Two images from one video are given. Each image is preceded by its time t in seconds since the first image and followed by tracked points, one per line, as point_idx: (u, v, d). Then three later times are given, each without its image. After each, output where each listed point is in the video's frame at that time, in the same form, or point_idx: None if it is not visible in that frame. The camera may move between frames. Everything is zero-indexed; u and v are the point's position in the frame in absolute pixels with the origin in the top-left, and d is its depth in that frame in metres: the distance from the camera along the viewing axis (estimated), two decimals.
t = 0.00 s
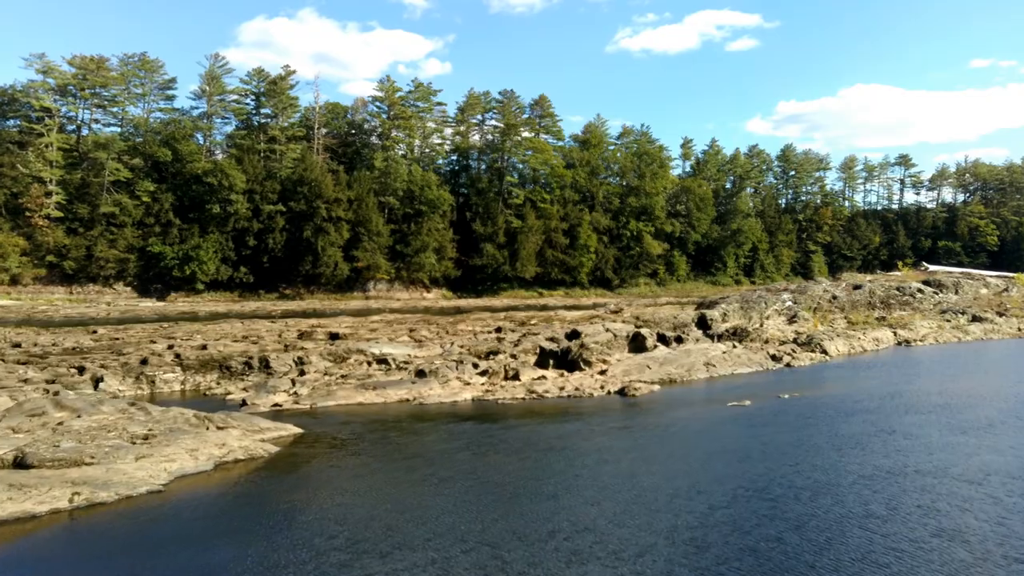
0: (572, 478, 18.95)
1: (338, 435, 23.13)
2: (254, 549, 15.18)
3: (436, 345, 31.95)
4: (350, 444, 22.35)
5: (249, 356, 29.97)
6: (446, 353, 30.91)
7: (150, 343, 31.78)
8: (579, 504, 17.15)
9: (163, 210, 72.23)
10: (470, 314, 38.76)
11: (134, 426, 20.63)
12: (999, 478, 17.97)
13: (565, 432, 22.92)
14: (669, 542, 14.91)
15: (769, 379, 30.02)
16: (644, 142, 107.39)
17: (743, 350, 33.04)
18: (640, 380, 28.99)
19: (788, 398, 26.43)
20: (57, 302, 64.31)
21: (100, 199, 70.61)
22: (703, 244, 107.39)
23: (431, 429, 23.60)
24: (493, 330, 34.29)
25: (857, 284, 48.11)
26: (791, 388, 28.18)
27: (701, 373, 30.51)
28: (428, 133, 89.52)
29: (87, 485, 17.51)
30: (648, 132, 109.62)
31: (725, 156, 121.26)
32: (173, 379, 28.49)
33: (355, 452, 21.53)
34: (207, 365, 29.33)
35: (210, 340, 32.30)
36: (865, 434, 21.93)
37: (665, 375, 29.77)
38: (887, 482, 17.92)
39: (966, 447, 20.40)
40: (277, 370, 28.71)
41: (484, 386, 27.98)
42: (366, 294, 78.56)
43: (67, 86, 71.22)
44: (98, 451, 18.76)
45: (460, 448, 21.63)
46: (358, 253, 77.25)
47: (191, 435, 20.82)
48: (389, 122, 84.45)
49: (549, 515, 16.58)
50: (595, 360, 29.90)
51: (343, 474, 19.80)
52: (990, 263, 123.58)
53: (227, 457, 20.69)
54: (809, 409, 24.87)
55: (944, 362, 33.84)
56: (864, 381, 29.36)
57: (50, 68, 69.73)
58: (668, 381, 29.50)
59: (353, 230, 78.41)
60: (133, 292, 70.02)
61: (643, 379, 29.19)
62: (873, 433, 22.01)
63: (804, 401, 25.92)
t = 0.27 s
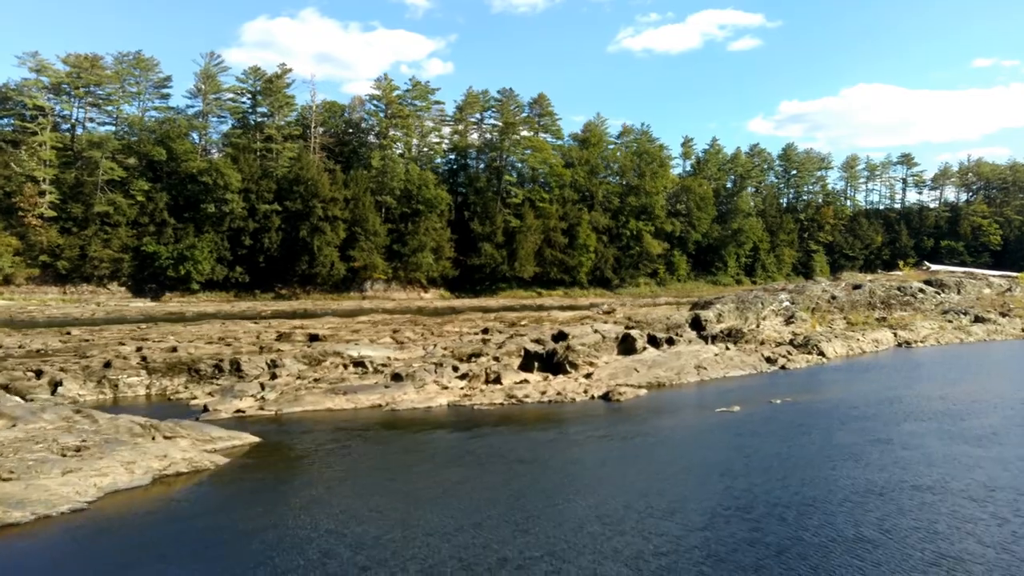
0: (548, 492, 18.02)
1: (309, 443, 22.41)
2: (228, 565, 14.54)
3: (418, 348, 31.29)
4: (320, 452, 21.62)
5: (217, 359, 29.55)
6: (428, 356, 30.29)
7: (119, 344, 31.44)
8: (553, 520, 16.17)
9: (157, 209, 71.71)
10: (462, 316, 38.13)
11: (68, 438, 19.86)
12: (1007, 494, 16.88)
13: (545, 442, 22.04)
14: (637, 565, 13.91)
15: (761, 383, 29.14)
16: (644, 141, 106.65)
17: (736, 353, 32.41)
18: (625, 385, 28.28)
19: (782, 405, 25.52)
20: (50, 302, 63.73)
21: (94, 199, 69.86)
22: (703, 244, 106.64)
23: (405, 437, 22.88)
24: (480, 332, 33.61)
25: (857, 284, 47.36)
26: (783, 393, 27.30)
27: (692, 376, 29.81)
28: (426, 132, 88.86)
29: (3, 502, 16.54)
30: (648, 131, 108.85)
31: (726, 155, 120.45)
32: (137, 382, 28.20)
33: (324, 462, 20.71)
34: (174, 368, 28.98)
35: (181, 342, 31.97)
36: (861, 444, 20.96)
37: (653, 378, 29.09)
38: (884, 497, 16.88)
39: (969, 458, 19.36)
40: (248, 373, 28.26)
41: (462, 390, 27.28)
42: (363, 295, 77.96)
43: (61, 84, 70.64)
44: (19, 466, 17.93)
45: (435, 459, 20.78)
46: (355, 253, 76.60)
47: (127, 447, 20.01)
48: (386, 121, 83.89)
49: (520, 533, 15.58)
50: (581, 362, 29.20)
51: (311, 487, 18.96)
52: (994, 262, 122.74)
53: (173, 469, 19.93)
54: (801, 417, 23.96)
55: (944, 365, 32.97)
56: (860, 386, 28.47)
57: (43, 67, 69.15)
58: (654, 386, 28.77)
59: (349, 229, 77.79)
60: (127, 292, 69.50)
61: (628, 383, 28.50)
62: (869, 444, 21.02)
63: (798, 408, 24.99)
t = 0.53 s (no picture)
0: (522, 511, 17.19)
1: (277, 453, 21.75)
2: None
3: (398, 352, 30.69)
4: (288, 463, 20.94)
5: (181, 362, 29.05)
6: (407, 359, 29.61)
7: (84, 348, 30.97)
8: (524, 543, 15.34)
9: (152, 209, 71.10)
10: (453, 317, 37.39)
11: None
12: (1010, 516, 15.95)
13: (524, 453, 21.24)
14: None
15: (753, 388, 28.34)
16: (644, 140, 105.88)
17: (727, 355, 31.80)
18: (609, 389, 27.68)
19: (774, 412, 24.68)
20: (43, 302, 63.10)
21: (88, 198, 69.12)
22: (704, 244, 105.86)
23: (376, 446, 22.20)
24: (464, 333, 32.98)
25: (856, 284, 46.59)
26: (776, 400, 26.46)
27: (680, 380, 29.21)
28: (424, 131, 88.16)
29: None
30: (648, 129, 108.08)
31: (726, 154, 119.63)
32: (98, 388, 27.76)
33: (293, 476, 19.95)
34: (138, 372, 28.51)
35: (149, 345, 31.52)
36: (856, 456, 20.12)
37: (638, 382, 28.48)
38: (877, 520, 15.99)
39: (969, 474, 18.46)
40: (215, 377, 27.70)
41: (437, 396, 26.63)
42: (359, 295, 77.31)
43: (55, 82, 70.03)
44: None
45: (408, 472, 20.01)
46: (352, 253, 75.95)
47: (52, 461, 18.99)
48: (383, 119, 83.30)
49: (485, 558, 14.73)
50: (565, 366, 28.59)
51: (274, 505, 18.15)
52: (997, 262, 121.86)
53: (103, 485, 18.96)
54: (794, 426, 23.12)
55: (942, 367, 32.16)
56: (855, 391, 27.65)
57: (36, 65, 68.52)
58: (640, 391, 28.18)
59: (345, 228, 77.13)
60: (121, 292, 68.90)
61: (612, 388, 27.90)
62: (864, 456, 20.17)
63: (790, 417, 24.15)
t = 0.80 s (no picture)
0: (488, 526, 16.23)
1: (241, 461, 21.04)
2: None
3: (376, 357, 30.11)
4: (251, 471, 20.20)
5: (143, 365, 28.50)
6: (382, 364, 29.02)
7: (46, 350, 30.47)
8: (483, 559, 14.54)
9: (146, 208, 70.55)
10: (440, 320, 37.23)
11: None
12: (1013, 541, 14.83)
13: (499, 463, 20.31)
14: None
15: (743, 396, 27.41)
16: (644, 139, 105.14)
17: (716, 358, 31.30)
18: (591, 395, 27.08)
19: (763, 422, 23.71)
20: (35, 302, 62.53)
21: (81, 197, 68.52)
22: (704, 244, 105.11)
23: (345, 454, 21.46)
24: (448, 335, 32.53)
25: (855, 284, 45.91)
26: (766, 408, 25.52)
27: (666, 386, 28.67)
28: (422, 130, 87.51)
29: None
30: (648, 129, 107.34)
31: (728, 153, 118.85)
32: (53, 393, 27.24)
33: (256, 486, 19.12)
34: (97, 376, 27.98)
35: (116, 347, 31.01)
36: (846, 470, 19.13)
37: (622, 387, 27.91)
38: (866, 542, 14.95)
39: (967, 491, 17.40)
40: (179, 383, 27.09)
41: (409, 403, 25.94)
42: (356, 295, 76.71)
43: (48, 81, 69.47)
44: None
45: (375, 484, 19.12)
46: (348, 253, 75.37)
47: None
48: (381, 118, 82.74)
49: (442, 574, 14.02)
50: (548, 370, 28.07)
51: (223, 516, 17.30)
52: (1000, 262, 120.91)
53: (20, 504, 17.57)
54: (783, 437, 22.14)
55: (940, 372, 31.21)
56: (849, 398, 26.72)
57: (30, 63, 67.99)
58: (623, 396, 27.62)
59: (342, 228, 76.50)
60: (115, 292, 68.34)
61: (595, 393, 27.31)
62: (855, 470, 19.18)
63: (780, 426, 23.18)
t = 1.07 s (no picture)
0: (447, 548, 15.19)
1: (201, 472, 20.24)
2: None
3: (350, 362, 29.33)
4: (210, 484, 19.36)
5: (104, 368, 27.79)
6: (355, 368, 28.33)
7: (9, 353, 29.82)
8: None
9: (140, 207, 69.99)
10: (427, 321, 36.90)
11: None
12: (1015, 570, 13.63)
13: (470, 478, 19.29)
14: None
15: (732, 403, 26.38)
16: (644, 138, 104.37)
17: (705, 362, 30.57)
18: (572, 401, 26.32)
19: (752, 432, 22.65)
20: (27, 302, 61.94)
21: (75, 196, 67.93)
22: (704, 243, 104.33)
23: (310, 465, 20.61)
24: (430, 337, 31.91)
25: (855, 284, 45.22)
26: (756, 417, 24.45)
27: (653, 390, 27.95)
28: (420, 129, 86.84)
29: None
30: (648, 128, 106.61)
31: (729, 153, 118.08)
32: (7, 399, 26.46)
33: (210, 501, 18.21)
34: (55, 381, 27.27)
35: (84, 350, 30.39)
36: (837, 486, 18.02)
37: (605, 393, 27.17)
38: (853, 569, 13.80)
39: (966, 511, 16.24)
40: (141, 387, 26.23)
41: (377, 410, 25.14)
42: (352, 295, 76.07)
43: (42, 79, 68.91)
44: None
45: (336, 500, 18.13)
46: (344, 252, 74.77)
47: None
48: (378, 117, 82.12)
49: None
50: (529, 374, 27.33)
51: (173, 532, 16.52)
52: (1003, 262, 119.99)
53: None
54: (772, 449, 21.04)
55: (939, 377, 30.16)
56: (843, 406, 25.68)
57: (23, 61, 67.45)
58: (606, 402, 26.88)
59: (338, 228, 75.83)
60: (109, 292, 67.77)
61: (576, 399, 26.56)
62: (845, 486, 18.07)
63: (770, 438, 22.09)
